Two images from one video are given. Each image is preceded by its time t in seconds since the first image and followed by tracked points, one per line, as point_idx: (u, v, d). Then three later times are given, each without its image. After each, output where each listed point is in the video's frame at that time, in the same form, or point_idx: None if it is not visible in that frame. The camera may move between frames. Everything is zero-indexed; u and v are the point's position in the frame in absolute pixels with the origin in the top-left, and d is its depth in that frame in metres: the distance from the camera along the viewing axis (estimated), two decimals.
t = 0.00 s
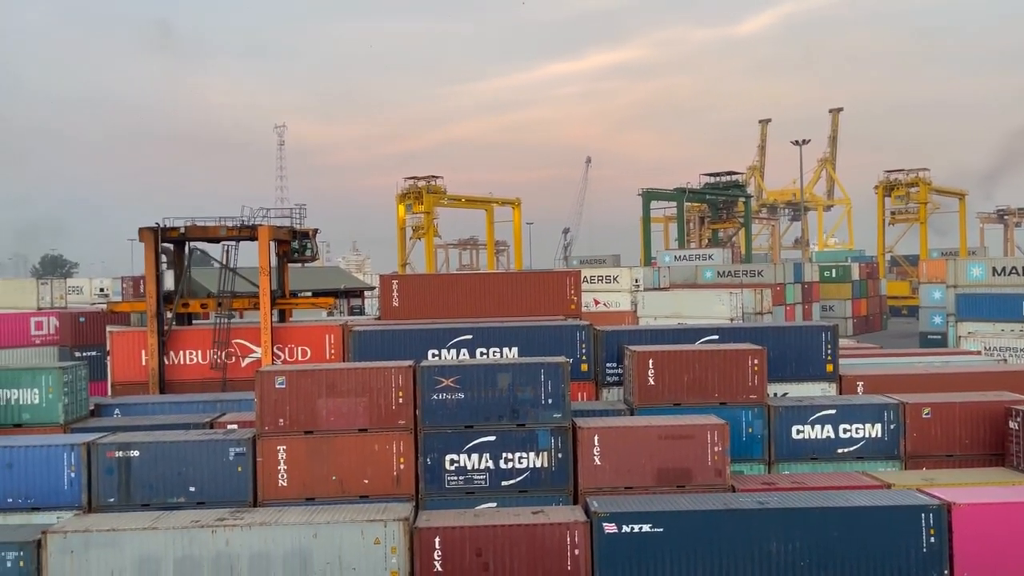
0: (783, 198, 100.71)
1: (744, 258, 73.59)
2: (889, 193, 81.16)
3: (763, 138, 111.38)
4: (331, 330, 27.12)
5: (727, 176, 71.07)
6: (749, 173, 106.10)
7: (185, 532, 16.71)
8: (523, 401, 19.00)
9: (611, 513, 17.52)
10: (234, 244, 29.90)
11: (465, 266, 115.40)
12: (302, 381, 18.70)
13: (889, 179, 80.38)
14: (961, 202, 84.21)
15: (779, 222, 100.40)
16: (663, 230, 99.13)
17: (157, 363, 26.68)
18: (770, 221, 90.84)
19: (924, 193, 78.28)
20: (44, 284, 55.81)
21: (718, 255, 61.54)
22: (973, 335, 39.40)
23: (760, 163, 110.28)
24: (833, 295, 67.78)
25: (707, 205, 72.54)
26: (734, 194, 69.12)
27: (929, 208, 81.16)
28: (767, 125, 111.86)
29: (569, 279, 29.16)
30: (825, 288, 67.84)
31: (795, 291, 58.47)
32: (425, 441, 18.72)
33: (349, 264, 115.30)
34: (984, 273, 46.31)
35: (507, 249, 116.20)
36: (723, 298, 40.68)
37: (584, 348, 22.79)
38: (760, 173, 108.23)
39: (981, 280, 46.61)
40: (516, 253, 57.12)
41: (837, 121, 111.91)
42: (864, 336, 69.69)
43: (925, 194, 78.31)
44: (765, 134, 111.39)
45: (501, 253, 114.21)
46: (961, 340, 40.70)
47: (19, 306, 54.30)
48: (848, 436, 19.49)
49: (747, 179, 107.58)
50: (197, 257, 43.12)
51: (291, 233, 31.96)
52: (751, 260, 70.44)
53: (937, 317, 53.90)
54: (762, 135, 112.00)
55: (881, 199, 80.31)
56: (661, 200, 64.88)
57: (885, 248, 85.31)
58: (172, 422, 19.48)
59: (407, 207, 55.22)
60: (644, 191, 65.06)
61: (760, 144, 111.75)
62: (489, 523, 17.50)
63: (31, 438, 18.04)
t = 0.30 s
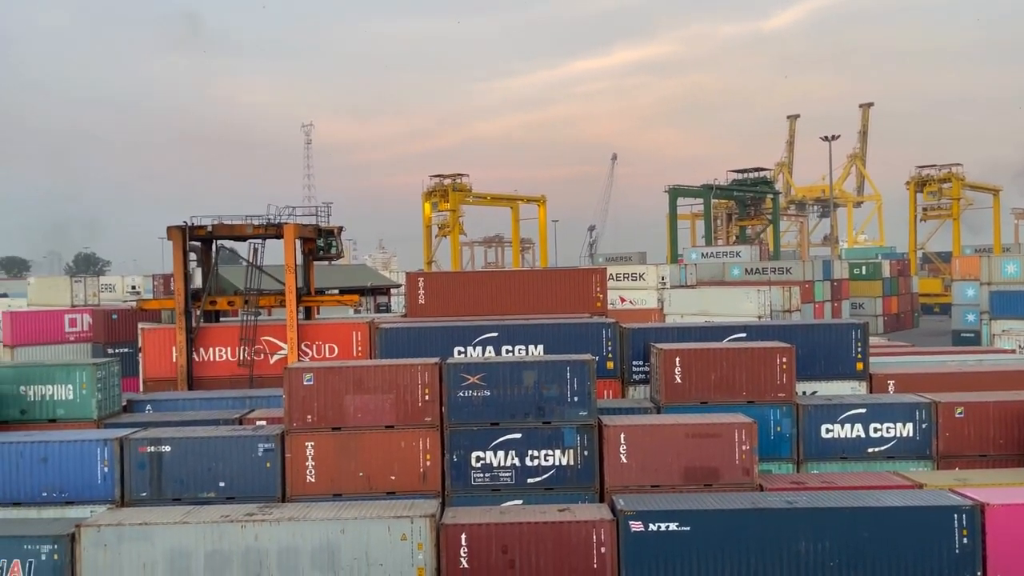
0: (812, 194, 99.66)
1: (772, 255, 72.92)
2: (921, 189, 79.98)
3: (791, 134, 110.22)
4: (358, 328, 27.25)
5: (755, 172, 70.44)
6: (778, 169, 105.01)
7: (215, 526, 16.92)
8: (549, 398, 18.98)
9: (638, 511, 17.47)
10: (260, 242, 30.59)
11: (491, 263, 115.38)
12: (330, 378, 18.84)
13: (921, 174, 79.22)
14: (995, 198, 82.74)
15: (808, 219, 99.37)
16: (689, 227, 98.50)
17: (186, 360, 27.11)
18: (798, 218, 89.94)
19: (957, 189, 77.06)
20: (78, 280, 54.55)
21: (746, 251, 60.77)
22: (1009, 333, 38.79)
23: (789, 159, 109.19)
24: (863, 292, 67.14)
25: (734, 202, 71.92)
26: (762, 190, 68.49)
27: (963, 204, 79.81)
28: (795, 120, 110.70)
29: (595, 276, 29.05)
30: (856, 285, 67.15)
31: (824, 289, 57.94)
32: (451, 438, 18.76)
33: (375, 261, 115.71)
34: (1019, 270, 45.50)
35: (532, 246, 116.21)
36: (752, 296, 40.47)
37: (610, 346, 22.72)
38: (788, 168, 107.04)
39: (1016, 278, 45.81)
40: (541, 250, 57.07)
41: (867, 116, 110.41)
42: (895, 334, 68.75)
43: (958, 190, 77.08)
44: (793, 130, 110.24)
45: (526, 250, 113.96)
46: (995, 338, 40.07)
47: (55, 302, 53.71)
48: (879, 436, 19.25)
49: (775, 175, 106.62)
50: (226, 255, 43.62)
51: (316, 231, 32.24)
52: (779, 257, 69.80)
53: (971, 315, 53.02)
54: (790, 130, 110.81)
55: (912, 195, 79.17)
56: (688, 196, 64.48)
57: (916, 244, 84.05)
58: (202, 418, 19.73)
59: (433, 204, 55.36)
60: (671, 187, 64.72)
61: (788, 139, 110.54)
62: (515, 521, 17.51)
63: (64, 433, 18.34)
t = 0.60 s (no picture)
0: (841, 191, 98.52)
1: (801, 252, 72.29)
2: (953, 185, 78.80)
3: (820, 130, 108.99)
4: (384, 325, 27.37)
5: (783, 169, 69.77)
6: (806, 165, 103.81)
7: (244, 522, 17.11)
8: (575, 396, 18.92)
9: (664, 510, 17.39)
10: (286, 240, 31.59)
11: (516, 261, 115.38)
12: (357, 375, 18.96)
13: (953, 170, 78.05)
14: None
15: (837, 216, 98.23)
16: (716, 224, 97.85)
17: (213, 356, 27.52)
18: (828, 215, 88.89)
19: (991, 185, 75.80)
20: (111, 279, 54.58)
21: (773, 250, 59.66)
22: None
23: (817, 155, 107.99)
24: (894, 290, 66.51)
25: (762, 199, 71.30)
26: (790, 187, 67.85)
27: (997, 200, 78.44)
28: (824, 116, 109.41)
29: (621, 274, 28.94)
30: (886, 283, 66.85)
31: (853, 286, 57.34)
32: (477, 436, 18.79)
33: (402, 260, 116.25)
34: None
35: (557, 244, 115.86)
36: (779, 293, 39.86)
37: (636, 344, 22.63)
38: (817, 165, 105.83)
39: None
40: (567, 248, 56.97)
41: (898, 111, 108.78)
42: (926, 332, 67.78)
43: (991, 185, 75.82)
44: (821, 126, 109.03)
45: (552, 248, 113.74)
46: None
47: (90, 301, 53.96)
48: (910, 435, 18.99)
49: (804, 172, 105.49)
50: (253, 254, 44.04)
51: (341, 230, 32.55)
52: (807, 254, 69.12)
53: (1005, 313, 52.16)
54: (819, 126, 109.53)
55: (944, 191, 78.00)
56: (715, 193, 64.02)
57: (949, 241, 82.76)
58: (232, 415, 19.97)
59: (458, 202, 55.52)
60: (698, 184, 64.35)
61: (817, 136, 109.29)
62: (541, 518, 17.50)
63: (98, 429, 18.65)
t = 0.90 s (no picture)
0: (872, 187, 97.20)
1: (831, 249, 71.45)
2: (988, 180, 77.45)
3: (849, 125, 107.60)
4: (411, 323, 27.43)
5: (812, 165, 69.00)
6: (836, 161, 102.54)
7: (273, 517, 17.28)
8: (601, 394, 18.85)
9: (692, 509, 17.29)
10: (311, 239, 32.46)
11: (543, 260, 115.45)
12: (384, 372, 19.05)
13: (987, 165, 76.69)
14: None
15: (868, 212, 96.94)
16: (745, 221, 97.12)
17: (240, 354, 27.95)
18: (858, 211, 87.71)
19: None
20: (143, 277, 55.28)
21: (802, 246, 58.62)
22: None
23: (847, 151, 106.62)
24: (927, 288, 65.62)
25: (791, 195, 70.58)
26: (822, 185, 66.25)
27: None
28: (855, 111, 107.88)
29: (648, 272, 28.76)
30: (919, 280, 65.91)
31: (885, 283, 56.51)
32: (503, 433, 18.81)
33: (428, 258, 116.67)
34: None
35: (583, 242, 115.58)
36: (809, 290, 39.36)
37: (662, 342, 22.54)
38: (847, 161, 104.46)
39: None
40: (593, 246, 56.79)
41: (931, 106, 106.93)
42: (960, 330, 66.64)
43: None
44: (851, 121, 107.61)
45: (578, 246, 113.49)
46: None
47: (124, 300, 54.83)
48: (942, 435, 18.71)
49: (834, 168, 104.20)
50: (280, 252, 44.54)
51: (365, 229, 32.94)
52: (837, 251, 68.29)
53: None
54: (848, 121, 108.09)
55: (979, 186, 76.64)
56: (743, 190, 63.47)
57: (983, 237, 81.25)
58: (262, 412, 20.18)
59: (484, 200, 55.65)
60: (725, 181, 63.88)
61: (846, 132, 107.95)
62: (568, 516, 17.49)
63: (130, 425, 18.94)
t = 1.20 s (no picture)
0: (902, 183, 95.83)
1: (861, 247, 70.60)
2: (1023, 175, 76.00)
3: (879, 121, 106.16)
4: (437, 321, 27.56)
5: (842, 161, 68.18)
6: (866, 157, 101.23)
7: (302, 513, 17.43)
8: (628, 393, 18.75)
9: (720, 508, 17.16)
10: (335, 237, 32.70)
11: (568, 257, 115.35)
12: (411, 370, 19.11)
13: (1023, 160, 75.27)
14: None
15: (899, 208, 95.56)
16: (773, 218, 96.24)
17: (266, 353, 28.34)
18: (889, 207, 86.49)
19: None
20: (174, 275, 55.87)
21: (831, 243, 59.51)
22: None
23: (877, 147, 105.17)
24: (959, 285, 64.32)
25: (820, 191, 69.79)
26: (851, 179, 65.98)
27: None
28: (885, 105, 106.35)
29: (675, 269, 28.57)
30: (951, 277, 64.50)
31: (916, 280, 55.73)
32: (530, 431, 18.82)
33: (453, 256, 117.07)
34: None
35: (609, 240, 115.11)
36: (838, 289, 38.82)
37: (690, 340, 22.41)
38: (877, 157, 102.88)
39: None
40: (619, 244, 56.56)
41: (963, 100, 105.09)
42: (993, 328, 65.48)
43: None
44: (881, 116, 106.17)
45: (604, 243, 113.15)
46: None
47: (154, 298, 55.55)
48: (976, 435, 18.39)
49: (864, 164, 102.84)
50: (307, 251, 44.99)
51: (389, 227, 33.33)
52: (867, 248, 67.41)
53: None
54: (878, 116, 106.59)
55: (1014, 182, 75.24)
56: (771, 186, 62.86)
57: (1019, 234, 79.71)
58: (290, 409, 20.37)
59: (510, 199, 55.72)
60: (753, 178, 63.36)
61: (877, 127, 106.33)
62: (594, 515, 17.44)
63: (161, 422, 19.19)
